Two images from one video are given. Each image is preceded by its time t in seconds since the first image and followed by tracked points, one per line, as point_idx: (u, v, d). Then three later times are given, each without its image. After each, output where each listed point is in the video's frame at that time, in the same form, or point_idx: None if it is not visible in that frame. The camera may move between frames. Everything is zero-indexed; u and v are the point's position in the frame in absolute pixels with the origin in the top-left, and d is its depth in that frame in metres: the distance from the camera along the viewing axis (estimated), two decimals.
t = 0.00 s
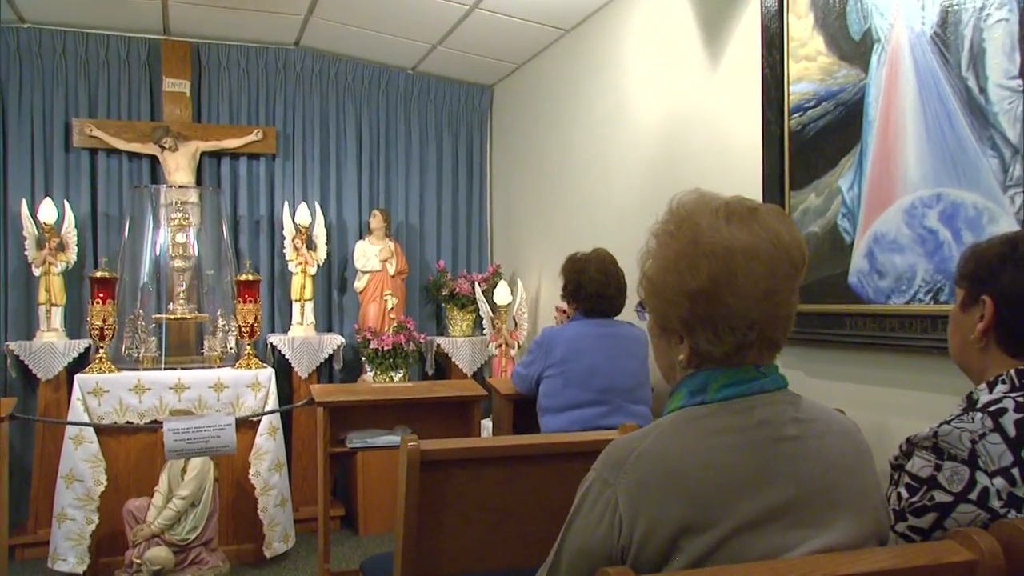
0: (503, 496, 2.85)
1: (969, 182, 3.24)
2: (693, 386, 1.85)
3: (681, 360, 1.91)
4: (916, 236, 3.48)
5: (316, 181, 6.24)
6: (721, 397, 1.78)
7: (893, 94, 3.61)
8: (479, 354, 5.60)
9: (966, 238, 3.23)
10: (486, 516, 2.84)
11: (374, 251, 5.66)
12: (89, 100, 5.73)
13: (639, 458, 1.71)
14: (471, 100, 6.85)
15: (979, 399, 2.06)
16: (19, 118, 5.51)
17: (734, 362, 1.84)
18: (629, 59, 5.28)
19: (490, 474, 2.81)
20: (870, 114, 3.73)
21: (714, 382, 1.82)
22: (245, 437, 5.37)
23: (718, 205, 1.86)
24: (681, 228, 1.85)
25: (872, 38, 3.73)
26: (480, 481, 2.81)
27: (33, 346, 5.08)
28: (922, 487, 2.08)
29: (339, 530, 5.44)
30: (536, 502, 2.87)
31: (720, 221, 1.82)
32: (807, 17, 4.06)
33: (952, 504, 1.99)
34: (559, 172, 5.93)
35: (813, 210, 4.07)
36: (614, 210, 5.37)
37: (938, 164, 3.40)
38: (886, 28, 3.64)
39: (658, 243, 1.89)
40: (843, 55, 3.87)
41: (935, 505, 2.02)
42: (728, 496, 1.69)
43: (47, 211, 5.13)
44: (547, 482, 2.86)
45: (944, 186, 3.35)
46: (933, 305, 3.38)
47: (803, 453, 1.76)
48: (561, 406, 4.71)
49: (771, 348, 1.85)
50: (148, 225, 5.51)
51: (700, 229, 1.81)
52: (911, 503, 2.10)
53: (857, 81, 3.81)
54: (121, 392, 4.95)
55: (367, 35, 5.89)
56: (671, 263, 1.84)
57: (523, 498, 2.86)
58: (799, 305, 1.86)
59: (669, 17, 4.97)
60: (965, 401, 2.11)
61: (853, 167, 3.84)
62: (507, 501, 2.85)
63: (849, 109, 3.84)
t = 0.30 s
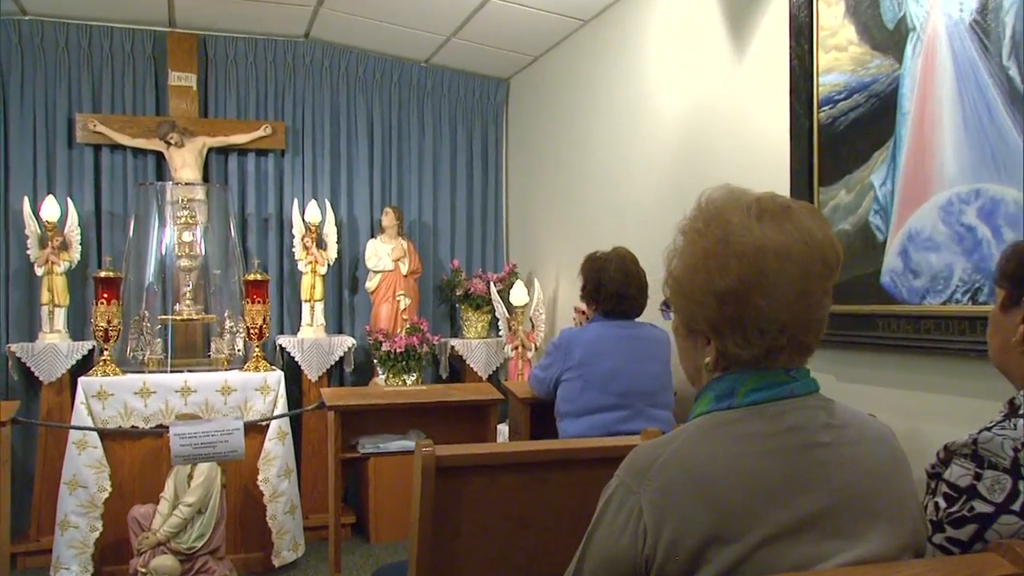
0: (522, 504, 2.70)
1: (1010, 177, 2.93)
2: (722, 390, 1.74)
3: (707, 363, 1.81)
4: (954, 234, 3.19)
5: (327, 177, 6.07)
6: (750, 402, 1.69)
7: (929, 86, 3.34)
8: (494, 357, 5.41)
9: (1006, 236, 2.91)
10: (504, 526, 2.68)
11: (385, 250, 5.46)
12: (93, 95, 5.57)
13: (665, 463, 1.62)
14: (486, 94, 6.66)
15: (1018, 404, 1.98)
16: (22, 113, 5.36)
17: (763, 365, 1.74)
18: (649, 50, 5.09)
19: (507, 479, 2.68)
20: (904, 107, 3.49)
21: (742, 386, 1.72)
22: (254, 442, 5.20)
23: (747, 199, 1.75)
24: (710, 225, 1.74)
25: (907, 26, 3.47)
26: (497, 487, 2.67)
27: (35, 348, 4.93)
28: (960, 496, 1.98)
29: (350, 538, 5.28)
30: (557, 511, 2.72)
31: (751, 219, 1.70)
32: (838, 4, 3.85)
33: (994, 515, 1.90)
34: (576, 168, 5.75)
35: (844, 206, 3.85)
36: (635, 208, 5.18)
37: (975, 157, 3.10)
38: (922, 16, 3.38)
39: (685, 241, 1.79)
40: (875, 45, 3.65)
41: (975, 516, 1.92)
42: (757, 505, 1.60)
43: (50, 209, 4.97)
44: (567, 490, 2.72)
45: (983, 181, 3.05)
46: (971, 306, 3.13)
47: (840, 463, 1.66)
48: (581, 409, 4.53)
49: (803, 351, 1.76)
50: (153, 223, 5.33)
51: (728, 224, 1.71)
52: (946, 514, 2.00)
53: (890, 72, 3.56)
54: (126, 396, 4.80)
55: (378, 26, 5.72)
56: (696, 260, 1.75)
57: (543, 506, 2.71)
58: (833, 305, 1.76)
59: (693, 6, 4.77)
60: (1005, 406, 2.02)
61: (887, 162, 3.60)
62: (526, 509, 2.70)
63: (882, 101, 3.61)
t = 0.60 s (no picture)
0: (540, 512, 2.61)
1: None
2: (753, 395, 1.67)
3: (736, 368, 1.73)
4: (995, 232, 2.97)
5: (339, 174, 5.91)
6: (780, 409, 1.62)
7: (969, 76, 3.13)
8: (511, 361, 5.23)
9: None
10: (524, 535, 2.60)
11: (399, 250, 5.28)
12: (99, 91, 5.43)
13: (693, 475, 1.57)
14: (504, 89, 6.48)
15: None
16: (26, 110, 5.23)
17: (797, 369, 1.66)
18: (672, 43, 4.91)
19: (524, 487, 2.60)
20: (940, 100, 3.29)
21: (772, 392, 1.65)
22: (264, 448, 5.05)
23: (783, 199, 1.68)
24: (740, 225, 1.67)
25: (945, 16, 3.29)
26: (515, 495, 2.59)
27: (40, 352, 4.78)
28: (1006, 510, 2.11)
29: (363, 548, 5.12)
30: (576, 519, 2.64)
31: (784, 218, 1.63)
32: None
33: None
34: (596, 165, 5.57)
35: (877, 204, 3.63)
36: (658, 206, 4.99)
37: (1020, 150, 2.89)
38: (962, 5, 3.19)
39: (714, 241, 1.71)
40: (911, 35, 3.45)
41: (1018, 529, 2.06)
42: (788, 516, 1.55)
43: (54, 208, 4.82)
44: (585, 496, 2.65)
45: None
46: (1014, 308, 2.92)
47: (874, 470, 1.60)
48: (601, 415, 4.34)
49: (836, 358, 1.68)
50: (160, 222, 5.16)
51: (761, 224, 1.64)
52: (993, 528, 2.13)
53: (926, 63, 3.37)
54: (132, 400, 4.67)
55: (392, 19, 5.55)
56: (726, 261, 1.67)
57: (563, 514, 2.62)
58: (866, 311, 1.68)
59: None
60: None
61: (923, 157, 3.40)
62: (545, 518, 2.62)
63: (919, 95, 3.41)
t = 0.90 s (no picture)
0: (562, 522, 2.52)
1: None
2: (784, 399, 1.48)
3: (767, 372, 1.54)
4: None
5: (351, 172, 5.74)
6: (815, 414, 1.44)
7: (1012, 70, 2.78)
8: (530, 365, 5.03)
9: None
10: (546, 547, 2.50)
11: (413, 251, 5.10)
12: (105, 87, 5.26)
13: (727, 480, 1.39)
14: (522, 83, 6.28)
15: None
16: (30, 106, 5.07)
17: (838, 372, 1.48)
18: (698, 34, 4.71)
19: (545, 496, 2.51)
20: (983, 90, 3.00)
21: (807, 396, 1.47)
22: (275, 454, 4.89)
23: (817, 194, 1.50)
24: (773, 223, 1.49)
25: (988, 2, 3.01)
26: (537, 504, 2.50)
27: (44, 356, 4.63)
28: None
29: (376, 559, 4.96)
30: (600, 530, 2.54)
31: (821, 216, 1.46)
32: None
33: None
34: (618, 162, 5.37)
35: (914, 202, 3.38)
36: (683, 205, 4.79)
37: None
38: None
39: (744, 241, 1.54)
40: (951, 24, 3.20)
41: None
42: (827, 526, 1.36)
43: (58, 207, 4.66)
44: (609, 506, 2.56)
45: None
46: None
47: (926, 474, 1.43)
48: (623, 421, 4.15)
49: (875, 360, 1.49)
50: (167, 222, 4.98)
51: (794, 220, 1.47)
52: None
53: (968, 54, 3.11)
54: (139, 405, 4.52)
55: (410, 10, 5.38)
56: (754, 260, 1.49)
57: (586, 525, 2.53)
58: (909, 310, 1.49)
59: None
60: None
61: (965, 151, 3.14)
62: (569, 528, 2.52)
63: (960, 87, 3.16)
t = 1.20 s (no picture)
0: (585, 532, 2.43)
1: None
2: (818, 408, 1.42)
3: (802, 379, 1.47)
4: None
5: (363, 171, 5.38)
6: (850, 423, 1.37)
7: None
8: (549, 370, 4.84)
9: None
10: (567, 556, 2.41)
11: (428, 251, 4.88)
12: (109, 79, 4.94)
13: (751, 502, 1.33)
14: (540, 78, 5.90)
15: None
16: (32, 100, 4.75)
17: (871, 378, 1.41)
18: (725, 23, 4.40)
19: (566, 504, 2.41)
20: None
21: (842, 404, 1.40)
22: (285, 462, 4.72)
23: (852, 195, 1.44)
24: (806, 224, 1.43)
25: None
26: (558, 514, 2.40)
27: (47, 360, 4.46)
28: None
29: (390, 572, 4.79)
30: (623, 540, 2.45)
31: (856, 215, 1.39)
32: None
33: None
34: (641, 160, 5.03)
35: (952, 199, 3.09)
36: (708, 204, 4.51)
37: None
38: None
39: (775, 241, 1.46)
40: (993, 11, 2.95)
41: None
42: (865, 535, 1.30)
43: (62, 206, 4.49)
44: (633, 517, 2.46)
45: None
46: None
47: (957, 503, 1.35)
48: (647, 427, 3.93)
49: (914, 368, 1.43)
50: (174, 222, 4.76)
51: (829, 221, 1.40)
52: None
53: (1011, 44, 2.88)
54: (144, 410, 4.36)
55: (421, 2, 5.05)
56: (790, 261, 1.42)
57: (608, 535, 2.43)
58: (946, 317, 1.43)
59: None
60: None
61: (1008, 144, 2.88)
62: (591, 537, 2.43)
63: (1003, 78, 2.91)
